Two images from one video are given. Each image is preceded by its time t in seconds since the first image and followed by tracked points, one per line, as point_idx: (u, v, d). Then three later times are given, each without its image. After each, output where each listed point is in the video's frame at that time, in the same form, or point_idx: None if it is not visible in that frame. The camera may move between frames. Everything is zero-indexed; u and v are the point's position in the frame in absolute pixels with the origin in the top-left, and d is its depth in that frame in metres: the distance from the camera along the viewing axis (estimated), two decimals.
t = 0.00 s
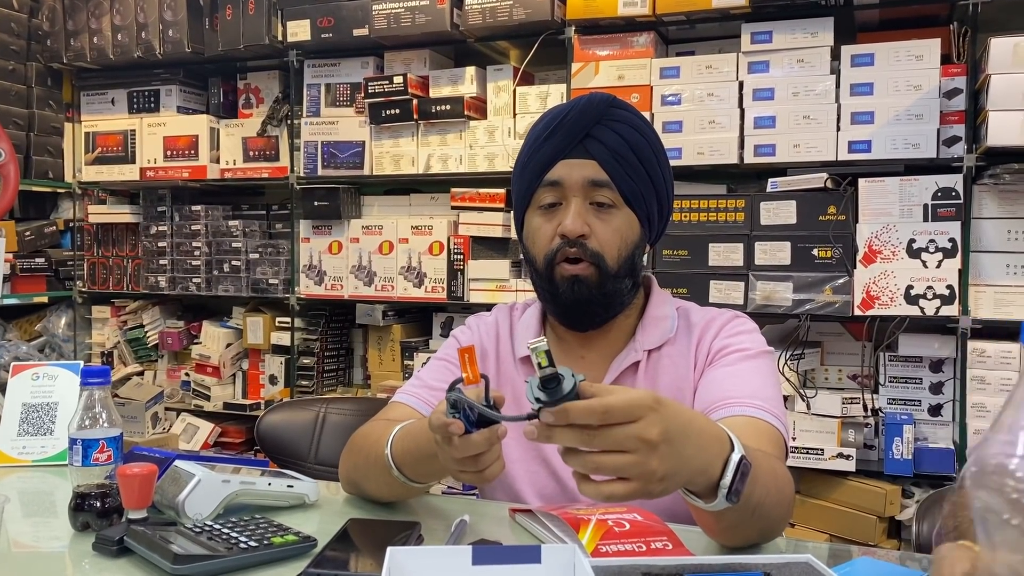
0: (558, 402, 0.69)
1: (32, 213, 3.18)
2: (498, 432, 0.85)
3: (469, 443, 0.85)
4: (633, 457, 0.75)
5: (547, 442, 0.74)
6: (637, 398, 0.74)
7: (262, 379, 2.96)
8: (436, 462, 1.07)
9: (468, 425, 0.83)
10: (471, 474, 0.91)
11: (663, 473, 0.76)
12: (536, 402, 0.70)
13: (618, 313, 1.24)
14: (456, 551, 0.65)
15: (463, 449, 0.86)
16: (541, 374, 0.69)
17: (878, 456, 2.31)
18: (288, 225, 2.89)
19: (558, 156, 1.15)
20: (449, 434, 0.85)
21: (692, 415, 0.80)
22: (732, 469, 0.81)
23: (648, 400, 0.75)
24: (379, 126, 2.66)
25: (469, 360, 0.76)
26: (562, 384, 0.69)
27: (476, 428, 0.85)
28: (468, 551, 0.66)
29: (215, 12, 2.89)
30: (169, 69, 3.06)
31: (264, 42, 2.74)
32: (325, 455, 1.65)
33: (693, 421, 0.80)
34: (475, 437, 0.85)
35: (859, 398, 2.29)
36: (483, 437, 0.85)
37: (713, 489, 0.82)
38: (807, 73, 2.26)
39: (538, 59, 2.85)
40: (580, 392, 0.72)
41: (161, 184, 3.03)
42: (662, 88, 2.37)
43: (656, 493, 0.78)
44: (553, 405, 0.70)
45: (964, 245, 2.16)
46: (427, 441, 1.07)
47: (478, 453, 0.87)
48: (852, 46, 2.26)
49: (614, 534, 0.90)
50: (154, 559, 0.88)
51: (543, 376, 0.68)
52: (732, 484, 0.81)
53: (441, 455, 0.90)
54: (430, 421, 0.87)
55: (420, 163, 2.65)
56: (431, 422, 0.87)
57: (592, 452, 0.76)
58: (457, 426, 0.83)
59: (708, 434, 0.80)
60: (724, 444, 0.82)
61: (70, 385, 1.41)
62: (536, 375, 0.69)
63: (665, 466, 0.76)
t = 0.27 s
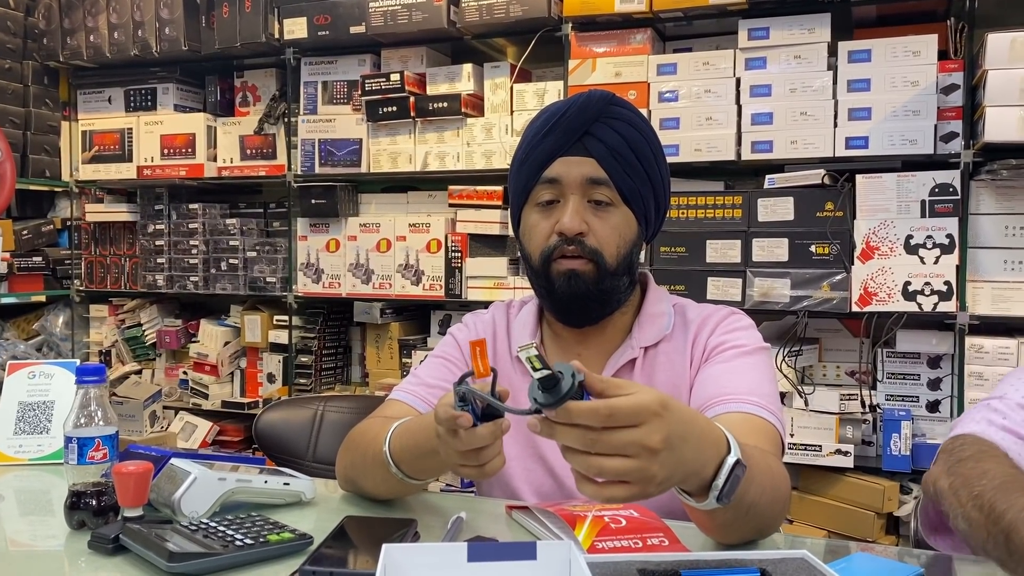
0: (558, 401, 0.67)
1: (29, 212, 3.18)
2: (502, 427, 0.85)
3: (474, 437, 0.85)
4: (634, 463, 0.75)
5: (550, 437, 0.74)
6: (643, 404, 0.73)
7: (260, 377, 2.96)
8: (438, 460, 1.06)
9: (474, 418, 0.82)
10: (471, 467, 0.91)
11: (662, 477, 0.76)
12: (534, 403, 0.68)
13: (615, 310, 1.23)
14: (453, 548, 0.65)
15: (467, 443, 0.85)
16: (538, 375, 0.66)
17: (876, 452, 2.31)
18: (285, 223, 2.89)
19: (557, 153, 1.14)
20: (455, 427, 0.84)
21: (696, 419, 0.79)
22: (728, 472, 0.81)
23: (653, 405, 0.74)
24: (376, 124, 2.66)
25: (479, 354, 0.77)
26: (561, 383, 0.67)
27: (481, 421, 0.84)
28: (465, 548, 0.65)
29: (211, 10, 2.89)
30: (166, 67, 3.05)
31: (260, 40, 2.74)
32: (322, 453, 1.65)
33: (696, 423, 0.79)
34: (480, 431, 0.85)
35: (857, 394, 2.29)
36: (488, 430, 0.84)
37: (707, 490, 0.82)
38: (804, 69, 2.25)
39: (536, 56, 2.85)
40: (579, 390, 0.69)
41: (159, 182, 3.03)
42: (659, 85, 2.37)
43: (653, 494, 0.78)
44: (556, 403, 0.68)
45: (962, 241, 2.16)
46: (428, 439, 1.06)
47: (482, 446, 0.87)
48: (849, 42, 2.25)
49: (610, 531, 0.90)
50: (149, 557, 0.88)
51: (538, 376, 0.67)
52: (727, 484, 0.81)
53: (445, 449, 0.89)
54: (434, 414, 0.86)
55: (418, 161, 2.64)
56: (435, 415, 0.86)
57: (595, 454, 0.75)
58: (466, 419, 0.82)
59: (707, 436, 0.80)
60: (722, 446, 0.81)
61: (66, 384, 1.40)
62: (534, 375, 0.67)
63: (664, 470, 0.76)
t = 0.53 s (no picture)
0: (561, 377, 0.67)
1: (28, 210, 3.18)
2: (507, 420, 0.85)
3: (477, 427, 0.85)
4: (635, 447, 0.75)
5: (552, 412, 0.73)
6: (649, 391, 0.73)
7: (259, 375, 2.96)
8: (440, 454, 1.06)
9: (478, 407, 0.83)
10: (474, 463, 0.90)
11: (660, 466, 0.76)
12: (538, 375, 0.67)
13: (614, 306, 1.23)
14: (451, 542, 0.65)
15: (469, 433, 0.85)
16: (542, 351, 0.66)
17: (874, 447, 2.31)
18: (283, 220, 2.86)
19: (554, 150, 1.14)
20: (460, 416, 0.84)
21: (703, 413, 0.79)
22: (735, 469, 0.81)
23: (659, 394, 0.74)
24: (375, 121, 2.66)
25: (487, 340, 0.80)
26: (566, 357, 0.66)
27: (485, 412, 0.84)
28: (463, 542, 0.65)
29: (209, 8, 2.88)
30: (163, 65, 3.05)
31: (258, 37, 2.74)
32: (322, 450, 1.65)
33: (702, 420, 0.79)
34: (484, 423, 0.85)
35: (856, 389, 2.29)
36: (493, 422, 0.85)
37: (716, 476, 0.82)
38: (802, 65, 2.25)
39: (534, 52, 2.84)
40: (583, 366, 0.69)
41: (157, 180, 3.03)
42: (657, 81, 2.37)
43: (649, 482, 0.78)
44: (561, 378, 0.67)
45: (959, 236, 2.16)
46: (430, 433, 1.06)
47: (485, 438, 0.87)
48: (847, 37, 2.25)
49: (609, 525, 0.90)
50: (148, 553, 0.88)
51: (542, 351, 0.66)
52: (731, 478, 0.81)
53: (448, 439, 0.89)
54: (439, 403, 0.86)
55: (416, 158, 2.64)
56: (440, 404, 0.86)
57: (596, 434, 0.75)
58: (470, 408, 0.82)
59: (716, 436, 0.79)
60: (728, 444, 0.81)
61: (64, 383, 1.39)
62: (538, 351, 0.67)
63: (662, 459, 0.76)
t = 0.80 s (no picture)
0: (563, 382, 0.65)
1: (26, 210, 3.17)
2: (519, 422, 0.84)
3: (488, 429, 0.84)
4: (634, 457, 0.75)
5: (553, 412, 0.72)
6: (653, 405, 0.72)
7: (258, 374, 2.96)
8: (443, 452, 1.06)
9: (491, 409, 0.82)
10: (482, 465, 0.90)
11: (654, 475, 0.77)
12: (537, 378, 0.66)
13: (614, 302, 1.23)
14: (450, 539, 0.65)
15: (479, 435, 0.85)
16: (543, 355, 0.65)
17: (874, 444, 2.31)
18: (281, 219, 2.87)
19: (548, 148, 1.14)
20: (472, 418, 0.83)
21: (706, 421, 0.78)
22: (723, 478, 0.80)
23: (662, 408, 0.73)
24: (373, 119, 2.66)
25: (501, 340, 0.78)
26: (568, 360, 0.64)
27: (496, 415, 0.83)
28: (463, 539, 0.65)
29: (206, 6, 2.88)
30: (161, 64, 3.05)
31: (256, 35, 2.73)
32: (321, 449, 1.65)
33: (707, 431, 0.78)
34: (496, 425, 0.84)
35: (855, 386, 2.28)
36: (504, 425, 0.84)
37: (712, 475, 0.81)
38: (800, 61, 2.25)
39: (532, 50, 2.84)
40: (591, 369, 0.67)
41: (155, 179, 3.03)
42: (655, 78, 2.37)
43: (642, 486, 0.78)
44: (565, 383, 0.65)
45: (958, 233, 2.17)
46: (431, 431, 1.06)
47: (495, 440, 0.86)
48: (845, 34, 2.25)
49: (609, 522, 0.90)
50: (148, 551, 0.88)
51: (543, 354, 0.65)
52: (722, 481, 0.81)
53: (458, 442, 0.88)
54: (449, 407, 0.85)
55: (414, 156, 2.64)
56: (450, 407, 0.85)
57: (599, 440, 0.75)
58: (484, 412, 0.81)
59: (712, 445, 0.79)
60: (720, 452, 0.81)
61: (63, 381, 1.39)
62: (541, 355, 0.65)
63: (657, 469, 0.76)
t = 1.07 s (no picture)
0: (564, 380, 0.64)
1: (24, 209, 3.17)
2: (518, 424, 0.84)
3: (487, 436, 0.84)
4: (640, 455, 0.74)
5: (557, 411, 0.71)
6: (657, 403, 0.72)
7: (257, 373, 2.96)
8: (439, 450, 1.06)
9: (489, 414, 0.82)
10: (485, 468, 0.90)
11: (659, 473, 0.76)
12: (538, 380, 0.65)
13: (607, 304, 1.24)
14: (447, 538, 0.65)
15: (480, 441, 0.85)
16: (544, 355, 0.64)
17: (872, 441, 2.31)
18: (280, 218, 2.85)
19: (544, 150, 1.14)
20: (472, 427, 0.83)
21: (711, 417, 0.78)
22: (728, 474, 0.81)
23: (666, 406, 0.73)
24: (370, 118, 2.65)
25: (495, 353, 0.79)
26: (568, 358, 0.64)
27: (495, 419, 0.83)
28: (460, 538, 0.65)
29: (203, 5, 2.88)
30: (159, 63, 3.05)
31: (253, 34, 2.73)
32: (320, 448, 1.65)
33: (712, 428, 0.78)
34: (496, 429, 0.83)
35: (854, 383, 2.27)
36: (504, 427, 0.83)
37: (719, 471, 0.82)
38: (797, 59, 2.25)
39: (530, 48, 2.84)
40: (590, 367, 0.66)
41: (153, 178, 3.02)
42: (653, 76, 2.36)
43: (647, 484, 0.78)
44: (567, 382, 0.65)
45: (956, 229, 2.17)
46: (426, 429, 1.06)
47: (496, 444, 0.86)
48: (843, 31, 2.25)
49: (606, 520, 0.90)
50: (144, 551, 0.88)
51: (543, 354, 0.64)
52: (727, 478, 0.81)
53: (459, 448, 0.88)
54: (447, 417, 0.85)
55: (412, 155, 2.64)
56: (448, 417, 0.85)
57: (602, 437, 0.74)
58: (484, 419, 0.81)
59: (716, 442, 0.79)
60: (726, 449, 0.81)
61: (60, 381, 1.39)
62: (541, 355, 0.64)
63: (662, 467, 0.76)
